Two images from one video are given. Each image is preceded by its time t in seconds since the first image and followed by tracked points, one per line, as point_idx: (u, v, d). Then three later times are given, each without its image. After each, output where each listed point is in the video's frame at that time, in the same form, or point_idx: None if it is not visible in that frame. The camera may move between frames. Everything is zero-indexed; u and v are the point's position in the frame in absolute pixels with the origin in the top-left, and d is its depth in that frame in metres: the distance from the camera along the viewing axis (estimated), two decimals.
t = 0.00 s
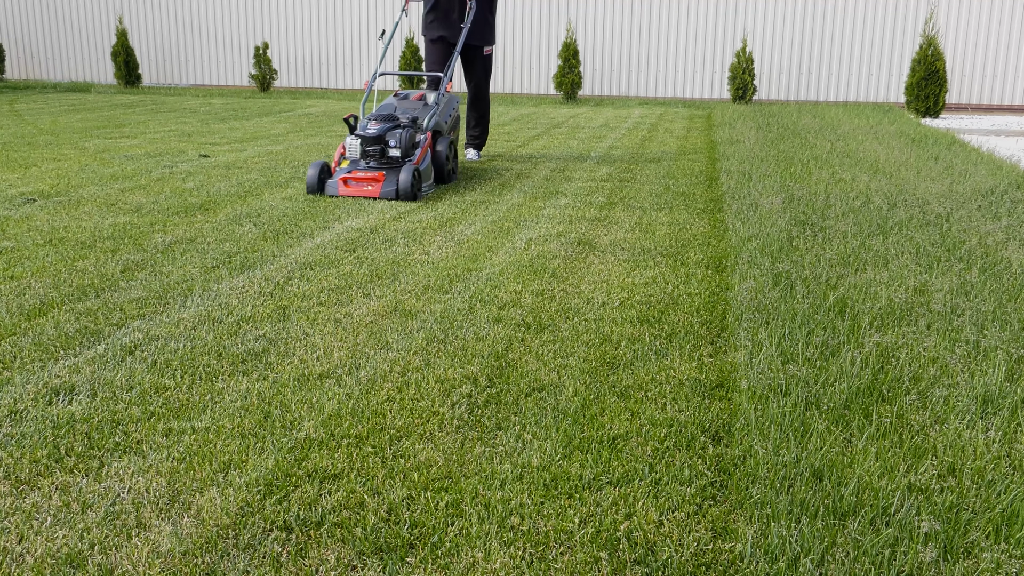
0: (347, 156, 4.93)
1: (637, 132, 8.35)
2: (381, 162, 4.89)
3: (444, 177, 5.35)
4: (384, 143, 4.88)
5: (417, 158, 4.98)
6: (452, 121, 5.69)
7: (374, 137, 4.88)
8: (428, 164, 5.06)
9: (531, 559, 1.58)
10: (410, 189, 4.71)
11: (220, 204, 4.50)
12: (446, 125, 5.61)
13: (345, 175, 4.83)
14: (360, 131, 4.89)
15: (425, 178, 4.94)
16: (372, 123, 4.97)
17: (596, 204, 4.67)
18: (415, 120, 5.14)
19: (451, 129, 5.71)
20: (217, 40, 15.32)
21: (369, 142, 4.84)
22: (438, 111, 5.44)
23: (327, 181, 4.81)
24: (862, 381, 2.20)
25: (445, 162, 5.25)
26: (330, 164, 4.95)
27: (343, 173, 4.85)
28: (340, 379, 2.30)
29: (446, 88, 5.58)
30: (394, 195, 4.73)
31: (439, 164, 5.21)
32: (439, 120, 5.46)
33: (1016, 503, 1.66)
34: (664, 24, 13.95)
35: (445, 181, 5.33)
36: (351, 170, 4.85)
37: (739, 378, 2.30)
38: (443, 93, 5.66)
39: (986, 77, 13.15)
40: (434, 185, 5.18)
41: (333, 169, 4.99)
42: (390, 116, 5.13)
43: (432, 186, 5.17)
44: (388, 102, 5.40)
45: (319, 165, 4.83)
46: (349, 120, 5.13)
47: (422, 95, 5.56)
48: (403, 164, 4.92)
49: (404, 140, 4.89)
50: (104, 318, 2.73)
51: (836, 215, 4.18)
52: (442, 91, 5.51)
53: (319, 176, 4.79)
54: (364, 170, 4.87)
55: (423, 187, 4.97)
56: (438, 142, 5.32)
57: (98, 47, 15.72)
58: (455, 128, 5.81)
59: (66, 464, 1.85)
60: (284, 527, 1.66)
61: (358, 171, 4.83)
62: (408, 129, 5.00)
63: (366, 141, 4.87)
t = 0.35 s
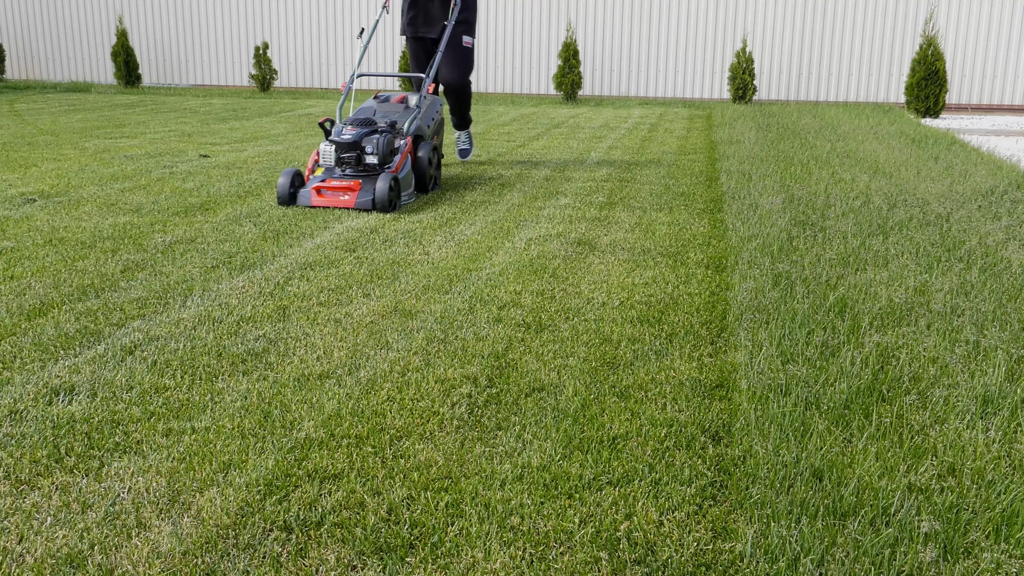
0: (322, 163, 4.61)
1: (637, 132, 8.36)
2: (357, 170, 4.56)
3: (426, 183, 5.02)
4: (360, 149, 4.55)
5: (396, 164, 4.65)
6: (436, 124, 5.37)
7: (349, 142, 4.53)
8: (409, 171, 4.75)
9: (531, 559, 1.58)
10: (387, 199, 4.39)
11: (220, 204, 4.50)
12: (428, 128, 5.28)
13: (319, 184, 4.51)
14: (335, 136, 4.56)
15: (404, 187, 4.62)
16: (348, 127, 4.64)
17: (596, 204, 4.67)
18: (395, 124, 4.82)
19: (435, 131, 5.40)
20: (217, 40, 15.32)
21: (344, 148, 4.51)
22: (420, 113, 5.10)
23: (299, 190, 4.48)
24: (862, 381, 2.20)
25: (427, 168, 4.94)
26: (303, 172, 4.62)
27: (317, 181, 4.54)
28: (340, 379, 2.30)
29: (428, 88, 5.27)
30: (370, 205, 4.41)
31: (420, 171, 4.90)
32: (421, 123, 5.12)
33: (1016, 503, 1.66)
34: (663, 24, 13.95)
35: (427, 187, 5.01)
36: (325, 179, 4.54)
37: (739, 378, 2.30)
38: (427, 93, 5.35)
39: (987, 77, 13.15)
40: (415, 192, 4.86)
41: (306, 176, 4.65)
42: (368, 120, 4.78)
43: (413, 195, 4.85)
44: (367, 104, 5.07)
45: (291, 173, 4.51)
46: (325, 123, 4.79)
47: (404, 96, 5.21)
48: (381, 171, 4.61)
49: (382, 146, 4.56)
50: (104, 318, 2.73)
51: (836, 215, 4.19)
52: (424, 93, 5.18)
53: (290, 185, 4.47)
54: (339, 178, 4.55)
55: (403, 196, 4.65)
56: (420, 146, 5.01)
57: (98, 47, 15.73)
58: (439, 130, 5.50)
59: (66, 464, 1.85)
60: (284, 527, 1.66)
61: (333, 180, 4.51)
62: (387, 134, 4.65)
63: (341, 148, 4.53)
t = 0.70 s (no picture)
0: (293, 172, 4.30)
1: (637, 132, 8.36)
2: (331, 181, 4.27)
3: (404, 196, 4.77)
4: (335, 157, 4.27)
5: (373, 174, 4.38)
6: (417, 131, 5.11)
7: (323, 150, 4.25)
8: (387, 181, 4.48)
9: (532, 559, 1.58)
10: (364, 212, 4.11)
11: (220, 204, 4.50)
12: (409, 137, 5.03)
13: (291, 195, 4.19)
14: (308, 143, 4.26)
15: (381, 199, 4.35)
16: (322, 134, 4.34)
17: (596, 204, 4.67)
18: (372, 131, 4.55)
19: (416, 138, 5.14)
20: (217, 40, 15.32)
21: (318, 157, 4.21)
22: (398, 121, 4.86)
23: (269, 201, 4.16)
24: (861, 381, 2.20)
25: (406, 178, 4.69)
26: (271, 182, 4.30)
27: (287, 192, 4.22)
28: (340, 379, 2.30)
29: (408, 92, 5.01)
30: (346, 219, 4.12)
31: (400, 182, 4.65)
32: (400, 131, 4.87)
33: (1016, 503, 1.66)
34: (663, 24, 13.95)
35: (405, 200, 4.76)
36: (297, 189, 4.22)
37: (739, 378, 2.30)
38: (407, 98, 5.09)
39: (987, 77, 13.14)
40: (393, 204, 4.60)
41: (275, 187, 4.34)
42: (343, 127, 4.50)
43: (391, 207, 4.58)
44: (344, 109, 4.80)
45: (260, 183, 4.18)
46: (297, 131, 4.51)
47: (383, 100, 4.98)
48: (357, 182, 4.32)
49: (358, 154, 4.28)
50: (104, 318, 2.73)
51: (836, 214, 4.19)
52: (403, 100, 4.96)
53: (259, 197, 4.13)
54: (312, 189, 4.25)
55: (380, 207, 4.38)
56: (400, 154, 4.75)
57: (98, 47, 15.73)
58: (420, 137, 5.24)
59: (66, 464, 1.85)
60: (284, 527, 1.66)
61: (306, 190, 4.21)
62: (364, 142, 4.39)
63: (315, 156, 4.25)
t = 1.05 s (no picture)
0: (260, 186, 3.98)
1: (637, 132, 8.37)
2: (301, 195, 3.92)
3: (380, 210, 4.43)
4: (305, 169, 3.93)
5: (346, 188, 4.05)
6: (395, 137, 4.83)
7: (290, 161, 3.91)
8: (361, 193, 4.16)
9: (532, 560, 1.58)
10: (335, 227, 3.77)
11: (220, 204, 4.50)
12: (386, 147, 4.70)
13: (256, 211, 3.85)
14: (276, 153, 3.95)
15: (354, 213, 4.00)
16: (291, 144, 4.04)
17: (596, 204, 4.67)
18: (346, 139, 4.25)
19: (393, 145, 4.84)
20: (218, 40, 15.31)
21: (286, 168, 3.90)
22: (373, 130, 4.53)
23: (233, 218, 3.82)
24: (862, 381, 2.20)
25: (383, 189, 4.37)
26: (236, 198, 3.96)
27: (253, 208, 3.89)
28: (340, 379, 2.30)
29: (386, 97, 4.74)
30: (315, 235, 3.78)
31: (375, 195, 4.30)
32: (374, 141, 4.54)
33: (1016, 503, 1.66)
34: (663, 25, 13.96)
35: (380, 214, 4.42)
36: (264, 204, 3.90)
37: (739, 378, 2.30)
38: (384, 101, 4.82)
39: (987, 77, 13.14)
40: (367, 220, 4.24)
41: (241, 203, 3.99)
42: (314, 137, 4.16)
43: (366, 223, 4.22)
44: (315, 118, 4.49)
45: (223, 197, 3.86)
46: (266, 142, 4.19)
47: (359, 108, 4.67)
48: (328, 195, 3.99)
49: (329, 165, 3.93)
50: (104, 318, 2.73)
51: (836, 215, 4.19)
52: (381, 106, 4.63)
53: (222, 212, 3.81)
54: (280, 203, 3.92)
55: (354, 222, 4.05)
56: (376, 164, 4.45)
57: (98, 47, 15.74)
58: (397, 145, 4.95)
59: (67, 464, 1.85)
60: (284, 527, 1.66)
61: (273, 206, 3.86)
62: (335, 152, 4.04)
63: (283, 168, 3.91)
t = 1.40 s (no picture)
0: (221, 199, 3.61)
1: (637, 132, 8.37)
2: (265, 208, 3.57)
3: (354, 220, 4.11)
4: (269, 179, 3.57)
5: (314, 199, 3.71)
6: (368, 145, 4.48)
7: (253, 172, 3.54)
8: (331, 206, 3.82)
9: (532, 560, 1.58)
10: (301, 244, 3.43)
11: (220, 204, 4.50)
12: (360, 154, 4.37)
13: (217, 227, 3.52)
14: (237, 163, 3.57)
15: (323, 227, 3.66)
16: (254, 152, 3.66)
17: (596, 204, 4.67)
18: (315, 147, 3.89)
19: (368, 153, 4.55)
20: (217, 40, 15.31)
21: (248, 179, 3.52)
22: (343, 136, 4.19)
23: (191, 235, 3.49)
24: (862, 381, 2.20)
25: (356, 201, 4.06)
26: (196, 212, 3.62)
27: (212, 223, 3.56)
28: (340, 379, 2.30)
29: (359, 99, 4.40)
30: (280, 253, 3.45)
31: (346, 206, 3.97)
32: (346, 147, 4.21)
33: (1016, 503, 1.66)
34: (663, 25, 13.96)
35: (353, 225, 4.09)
36: (224, 219, 3.56)
37: (739, 378, 2.30)
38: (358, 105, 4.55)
39: (987, 77, 13.14)
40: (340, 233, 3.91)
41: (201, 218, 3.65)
42: (279, 144, 3.79)
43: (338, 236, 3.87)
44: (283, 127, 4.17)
45: (180, 213, 3.52)
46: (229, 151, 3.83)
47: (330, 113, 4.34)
48: (295, 208, 3.63)
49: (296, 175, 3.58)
50: (104, 318, 2.73)
51: (836, 215, 4.19)
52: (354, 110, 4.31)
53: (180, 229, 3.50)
54: (242, 218, 3.57)
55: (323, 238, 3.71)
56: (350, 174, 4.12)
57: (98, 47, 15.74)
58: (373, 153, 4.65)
59: (66, 464, 1.85)
60: (284, 527, 1.66)
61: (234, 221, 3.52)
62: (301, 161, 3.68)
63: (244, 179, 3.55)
